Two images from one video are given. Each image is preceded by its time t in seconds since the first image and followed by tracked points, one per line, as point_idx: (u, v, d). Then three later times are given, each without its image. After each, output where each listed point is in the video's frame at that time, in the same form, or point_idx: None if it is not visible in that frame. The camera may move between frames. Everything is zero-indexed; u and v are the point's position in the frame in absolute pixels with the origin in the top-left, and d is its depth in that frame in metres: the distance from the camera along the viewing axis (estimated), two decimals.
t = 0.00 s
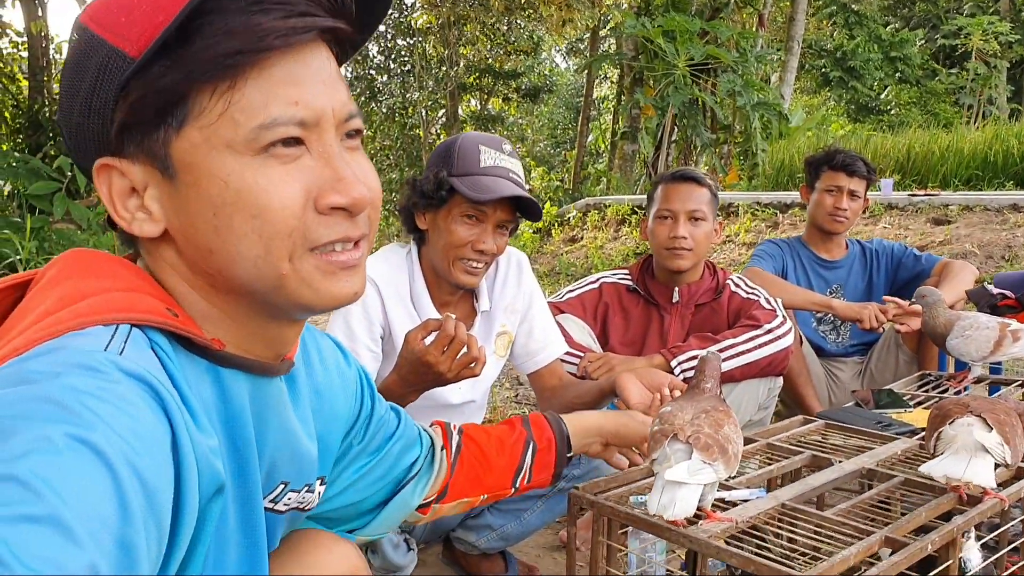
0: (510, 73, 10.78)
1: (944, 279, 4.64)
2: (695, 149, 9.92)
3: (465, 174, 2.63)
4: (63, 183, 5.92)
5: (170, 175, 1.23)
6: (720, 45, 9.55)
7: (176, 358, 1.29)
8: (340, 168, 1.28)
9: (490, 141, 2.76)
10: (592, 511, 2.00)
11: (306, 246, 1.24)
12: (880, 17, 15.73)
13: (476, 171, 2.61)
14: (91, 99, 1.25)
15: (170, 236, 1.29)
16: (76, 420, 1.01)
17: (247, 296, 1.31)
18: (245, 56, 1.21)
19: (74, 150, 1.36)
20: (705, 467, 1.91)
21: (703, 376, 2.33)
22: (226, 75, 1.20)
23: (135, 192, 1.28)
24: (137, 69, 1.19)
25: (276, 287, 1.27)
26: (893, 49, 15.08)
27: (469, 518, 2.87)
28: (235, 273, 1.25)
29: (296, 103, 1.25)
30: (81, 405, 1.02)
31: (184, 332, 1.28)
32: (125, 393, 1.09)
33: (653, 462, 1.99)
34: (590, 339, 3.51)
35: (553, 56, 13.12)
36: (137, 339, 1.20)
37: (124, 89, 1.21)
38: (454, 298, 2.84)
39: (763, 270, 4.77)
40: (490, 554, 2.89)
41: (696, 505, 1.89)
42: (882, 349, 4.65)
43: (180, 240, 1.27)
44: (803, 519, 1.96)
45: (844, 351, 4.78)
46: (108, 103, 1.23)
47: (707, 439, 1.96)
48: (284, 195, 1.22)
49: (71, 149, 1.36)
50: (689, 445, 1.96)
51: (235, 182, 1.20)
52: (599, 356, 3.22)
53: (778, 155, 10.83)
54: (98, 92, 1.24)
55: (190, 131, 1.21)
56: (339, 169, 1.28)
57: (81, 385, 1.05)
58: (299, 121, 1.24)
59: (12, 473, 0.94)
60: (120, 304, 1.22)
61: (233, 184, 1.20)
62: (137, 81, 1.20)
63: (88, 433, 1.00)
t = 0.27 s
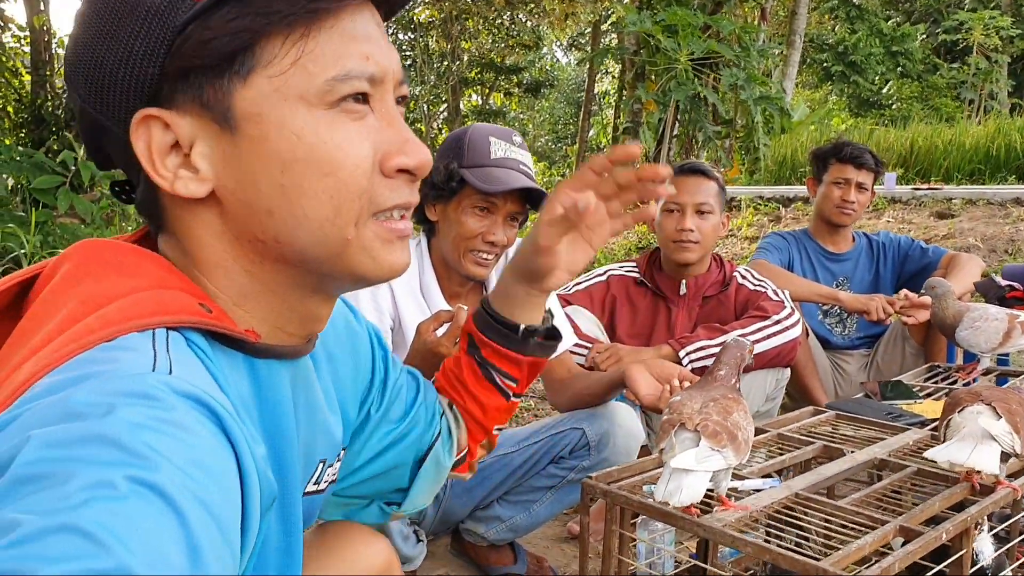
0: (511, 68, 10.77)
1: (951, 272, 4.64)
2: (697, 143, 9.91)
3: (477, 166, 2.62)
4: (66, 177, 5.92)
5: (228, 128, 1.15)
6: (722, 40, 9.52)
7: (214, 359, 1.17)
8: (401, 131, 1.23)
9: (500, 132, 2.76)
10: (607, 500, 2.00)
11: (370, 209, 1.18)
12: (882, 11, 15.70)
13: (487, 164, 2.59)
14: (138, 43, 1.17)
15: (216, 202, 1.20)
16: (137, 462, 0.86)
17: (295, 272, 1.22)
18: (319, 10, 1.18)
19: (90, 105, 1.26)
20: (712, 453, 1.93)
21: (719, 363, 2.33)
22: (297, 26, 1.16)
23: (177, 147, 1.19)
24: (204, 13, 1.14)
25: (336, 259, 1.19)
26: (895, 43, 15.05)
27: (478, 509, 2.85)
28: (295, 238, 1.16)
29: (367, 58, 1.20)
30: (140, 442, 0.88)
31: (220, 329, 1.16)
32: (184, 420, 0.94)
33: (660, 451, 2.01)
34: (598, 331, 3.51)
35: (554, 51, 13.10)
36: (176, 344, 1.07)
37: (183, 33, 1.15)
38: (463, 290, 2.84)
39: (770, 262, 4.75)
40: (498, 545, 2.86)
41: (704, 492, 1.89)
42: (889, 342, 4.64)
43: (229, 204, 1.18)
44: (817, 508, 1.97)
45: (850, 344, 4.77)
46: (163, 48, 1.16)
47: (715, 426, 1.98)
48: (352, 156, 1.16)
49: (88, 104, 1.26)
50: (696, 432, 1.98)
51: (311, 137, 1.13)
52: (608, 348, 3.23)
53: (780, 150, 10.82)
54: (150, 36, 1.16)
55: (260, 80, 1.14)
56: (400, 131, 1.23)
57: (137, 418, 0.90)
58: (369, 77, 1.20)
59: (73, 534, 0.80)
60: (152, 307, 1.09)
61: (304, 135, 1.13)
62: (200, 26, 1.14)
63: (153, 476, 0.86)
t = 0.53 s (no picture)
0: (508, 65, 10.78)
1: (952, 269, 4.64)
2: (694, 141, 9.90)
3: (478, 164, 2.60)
4: (64, 175, 5.89)
5: (269, 111, 1.07)
6: (719, 37, 9.52)
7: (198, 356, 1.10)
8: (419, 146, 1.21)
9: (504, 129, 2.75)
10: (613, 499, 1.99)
11: (383, 219, 1.16)
12: (879, 8, 15.72)
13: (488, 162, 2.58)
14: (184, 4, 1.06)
15: (233, 181, 1.10)
16: (117, 476, 0.81)
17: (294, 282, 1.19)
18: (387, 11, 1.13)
19: (96, 51, 1.11)
20: (728, 452, 1.91)
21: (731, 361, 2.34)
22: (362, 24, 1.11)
23: (205, 118, 1.09)
24: None
25: (347, 262, 1.15)
26: (891, 40, 15.05)
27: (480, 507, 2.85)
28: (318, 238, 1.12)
29: (410, 68, 1.18)
30: (124, 453, 0.83)
31: (202, 327, 1.09)
32: (171, 426, 0.89)
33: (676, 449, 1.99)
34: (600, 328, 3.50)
35: (551, 48, 13.09)
36: (155, 346, 1.00)
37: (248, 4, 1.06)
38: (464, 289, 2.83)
39: (769, 259, 4.75)
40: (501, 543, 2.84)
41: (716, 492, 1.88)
42: (889, 339, 4.64)
43: (246, 191, 1.10)
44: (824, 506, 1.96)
45: (850, 341, 4.76)
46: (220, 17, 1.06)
47: (732, 427, 1.97)
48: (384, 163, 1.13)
49: (96, 49, 1.11)
50: (713, 432, 1.97)
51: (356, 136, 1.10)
52: (612, 346, 3.22)
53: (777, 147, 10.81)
54: None
55: (313, 71, 1.08)
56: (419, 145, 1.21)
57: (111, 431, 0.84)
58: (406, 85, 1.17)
59: (55, 561, 0.75)
60: (122, 311, 1.01)
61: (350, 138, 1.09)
62: (266, 4, 1.06)
63: (137, 489, 0.81)
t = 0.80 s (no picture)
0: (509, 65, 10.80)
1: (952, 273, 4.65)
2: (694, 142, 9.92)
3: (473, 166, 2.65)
4: (65, 174, 5.91)
5: (237, 139, 1.09)
6: (719, 38, 9.53)
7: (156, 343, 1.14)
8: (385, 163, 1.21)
9: (498, 131, 2.78)
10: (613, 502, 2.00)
11: (350, 239, 1.16)
12: (879, 10, 15.74)
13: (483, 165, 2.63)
14: (176, 23, 1.05)
15: (201, 205, 1.12)
16: (51, 436, 0.82)
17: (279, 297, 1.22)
18: (364, 41, 1.13)
19: (86, 61, 1.09)
20: (728, 457, 1.92)
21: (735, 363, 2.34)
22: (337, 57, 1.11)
23: (174, 142, 1.10)
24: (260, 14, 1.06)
25: (310, 281, 1.16)
26: (892, 42, 15.07)
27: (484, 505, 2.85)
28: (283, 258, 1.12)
29: (374, 93, 1.18)
30: (58, 415, 0.84)
31: (162, 314, 1.13)
32: (102, 385, 0.91)
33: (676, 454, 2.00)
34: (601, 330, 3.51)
35: (552, 49, 13.10)
36: (108, 325, 1.04)
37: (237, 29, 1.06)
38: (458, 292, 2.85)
39: (770, 262, 4.75)
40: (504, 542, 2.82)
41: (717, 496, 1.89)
42: (889, 341, 4.64)
43: (212, 214, 1.12)
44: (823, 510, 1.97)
45: (850, 343, 4.78)
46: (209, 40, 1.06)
47: (733, 430, 1.98)
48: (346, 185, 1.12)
49: (86, 60, 1.09)
50: (713, 436, 1.99)
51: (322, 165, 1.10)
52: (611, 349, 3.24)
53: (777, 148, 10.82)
54: (197, 20, 1.05)
55: (279, 101, 1.09)
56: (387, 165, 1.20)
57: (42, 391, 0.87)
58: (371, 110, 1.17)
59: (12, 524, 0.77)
60: (91, 290, 1.06)
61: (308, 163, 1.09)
62: (249, 30, 1.06)
63: (77, 445, 0.83)
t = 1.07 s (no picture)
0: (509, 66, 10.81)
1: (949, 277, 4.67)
2: (693, 145, 9.95)
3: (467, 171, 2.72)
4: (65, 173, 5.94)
5: (211, 143, 1.11)
6: (718, 41, 9.57)
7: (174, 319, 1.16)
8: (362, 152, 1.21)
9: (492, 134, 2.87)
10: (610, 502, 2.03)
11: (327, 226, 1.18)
12: (880, 14, 15.79)
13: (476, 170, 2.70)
14: (147, 61, 1.07)
15: (187, 205, 1.16)
16: (154, 358, 0.94)
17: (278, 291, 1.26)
18: (323, 50, 1.12)
19: (73, 94, 1.14)
20: (724, 459, 1.95)
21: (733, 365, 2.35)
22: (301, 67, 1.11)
23: (159, 149, 1.13)
24: (221, 52, 1.06)
25: (293, 266, 1.20)
26: (891, 45, 15.11)
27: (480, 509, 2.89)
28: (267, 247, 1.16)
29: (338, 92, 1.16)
30: (146, 343, 0.96)
31: (173, 295, 1.15)
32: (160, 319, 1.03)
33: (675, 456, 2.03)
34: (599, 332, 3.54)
35: (552, 50, 13.14)
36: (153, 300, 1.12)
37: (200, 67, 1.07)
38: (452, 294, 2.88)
39: (767, 266, 4.78)
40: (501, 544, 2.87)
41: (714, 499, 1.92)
42: (886, 345, 4.66)
43: (199, 213, 1.15)
44: (817, 511, 2.00)
45: (847, 347, 4.81)
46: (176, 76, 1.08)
47: (730, 433, 2.00)
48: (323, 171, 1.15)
49: (72, 92, 1.14)
50: (711, 439, 2.00)
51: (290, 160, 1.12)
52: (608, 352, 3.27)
53: (776, 151, 10.84)
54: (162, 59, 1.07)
55: (248, 107, 1.09)
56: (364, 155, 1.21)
57: (124, 331, 0.96)
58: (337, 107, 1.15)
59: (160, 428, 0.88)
60: (120, 260, 1.12)
61: (279, 166, 1.11)
62: (209, 64, 1.07)
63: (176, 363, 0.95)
